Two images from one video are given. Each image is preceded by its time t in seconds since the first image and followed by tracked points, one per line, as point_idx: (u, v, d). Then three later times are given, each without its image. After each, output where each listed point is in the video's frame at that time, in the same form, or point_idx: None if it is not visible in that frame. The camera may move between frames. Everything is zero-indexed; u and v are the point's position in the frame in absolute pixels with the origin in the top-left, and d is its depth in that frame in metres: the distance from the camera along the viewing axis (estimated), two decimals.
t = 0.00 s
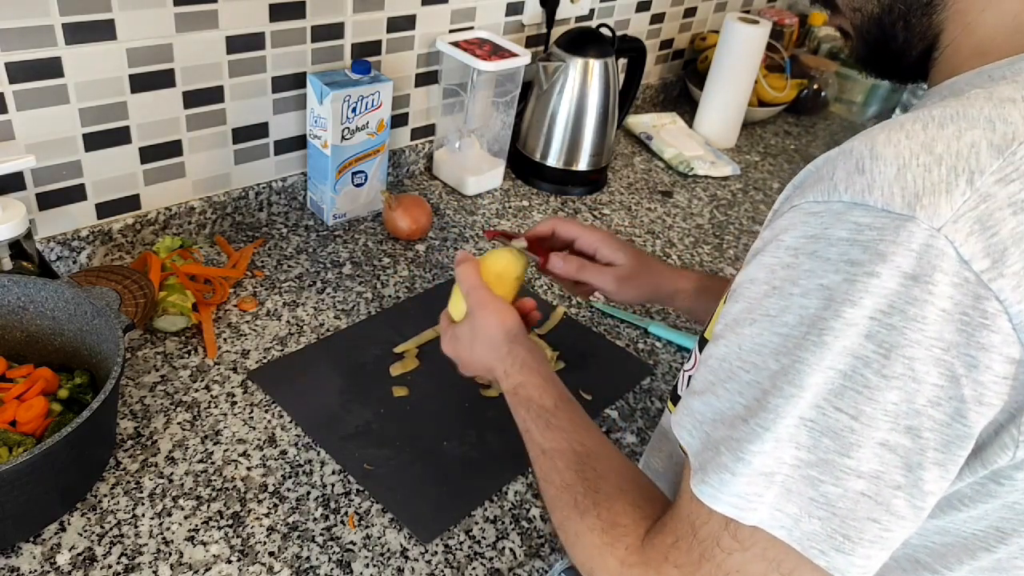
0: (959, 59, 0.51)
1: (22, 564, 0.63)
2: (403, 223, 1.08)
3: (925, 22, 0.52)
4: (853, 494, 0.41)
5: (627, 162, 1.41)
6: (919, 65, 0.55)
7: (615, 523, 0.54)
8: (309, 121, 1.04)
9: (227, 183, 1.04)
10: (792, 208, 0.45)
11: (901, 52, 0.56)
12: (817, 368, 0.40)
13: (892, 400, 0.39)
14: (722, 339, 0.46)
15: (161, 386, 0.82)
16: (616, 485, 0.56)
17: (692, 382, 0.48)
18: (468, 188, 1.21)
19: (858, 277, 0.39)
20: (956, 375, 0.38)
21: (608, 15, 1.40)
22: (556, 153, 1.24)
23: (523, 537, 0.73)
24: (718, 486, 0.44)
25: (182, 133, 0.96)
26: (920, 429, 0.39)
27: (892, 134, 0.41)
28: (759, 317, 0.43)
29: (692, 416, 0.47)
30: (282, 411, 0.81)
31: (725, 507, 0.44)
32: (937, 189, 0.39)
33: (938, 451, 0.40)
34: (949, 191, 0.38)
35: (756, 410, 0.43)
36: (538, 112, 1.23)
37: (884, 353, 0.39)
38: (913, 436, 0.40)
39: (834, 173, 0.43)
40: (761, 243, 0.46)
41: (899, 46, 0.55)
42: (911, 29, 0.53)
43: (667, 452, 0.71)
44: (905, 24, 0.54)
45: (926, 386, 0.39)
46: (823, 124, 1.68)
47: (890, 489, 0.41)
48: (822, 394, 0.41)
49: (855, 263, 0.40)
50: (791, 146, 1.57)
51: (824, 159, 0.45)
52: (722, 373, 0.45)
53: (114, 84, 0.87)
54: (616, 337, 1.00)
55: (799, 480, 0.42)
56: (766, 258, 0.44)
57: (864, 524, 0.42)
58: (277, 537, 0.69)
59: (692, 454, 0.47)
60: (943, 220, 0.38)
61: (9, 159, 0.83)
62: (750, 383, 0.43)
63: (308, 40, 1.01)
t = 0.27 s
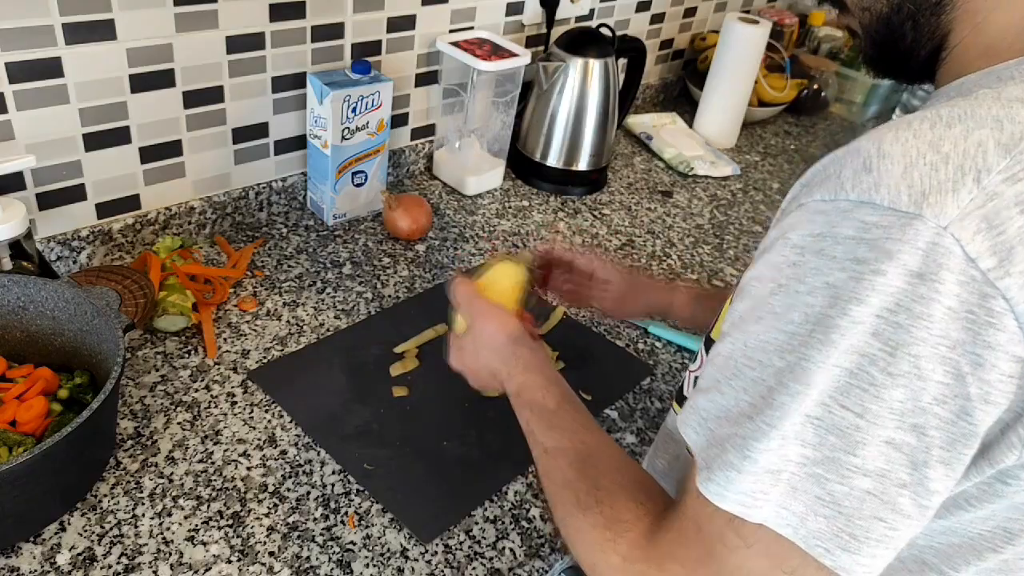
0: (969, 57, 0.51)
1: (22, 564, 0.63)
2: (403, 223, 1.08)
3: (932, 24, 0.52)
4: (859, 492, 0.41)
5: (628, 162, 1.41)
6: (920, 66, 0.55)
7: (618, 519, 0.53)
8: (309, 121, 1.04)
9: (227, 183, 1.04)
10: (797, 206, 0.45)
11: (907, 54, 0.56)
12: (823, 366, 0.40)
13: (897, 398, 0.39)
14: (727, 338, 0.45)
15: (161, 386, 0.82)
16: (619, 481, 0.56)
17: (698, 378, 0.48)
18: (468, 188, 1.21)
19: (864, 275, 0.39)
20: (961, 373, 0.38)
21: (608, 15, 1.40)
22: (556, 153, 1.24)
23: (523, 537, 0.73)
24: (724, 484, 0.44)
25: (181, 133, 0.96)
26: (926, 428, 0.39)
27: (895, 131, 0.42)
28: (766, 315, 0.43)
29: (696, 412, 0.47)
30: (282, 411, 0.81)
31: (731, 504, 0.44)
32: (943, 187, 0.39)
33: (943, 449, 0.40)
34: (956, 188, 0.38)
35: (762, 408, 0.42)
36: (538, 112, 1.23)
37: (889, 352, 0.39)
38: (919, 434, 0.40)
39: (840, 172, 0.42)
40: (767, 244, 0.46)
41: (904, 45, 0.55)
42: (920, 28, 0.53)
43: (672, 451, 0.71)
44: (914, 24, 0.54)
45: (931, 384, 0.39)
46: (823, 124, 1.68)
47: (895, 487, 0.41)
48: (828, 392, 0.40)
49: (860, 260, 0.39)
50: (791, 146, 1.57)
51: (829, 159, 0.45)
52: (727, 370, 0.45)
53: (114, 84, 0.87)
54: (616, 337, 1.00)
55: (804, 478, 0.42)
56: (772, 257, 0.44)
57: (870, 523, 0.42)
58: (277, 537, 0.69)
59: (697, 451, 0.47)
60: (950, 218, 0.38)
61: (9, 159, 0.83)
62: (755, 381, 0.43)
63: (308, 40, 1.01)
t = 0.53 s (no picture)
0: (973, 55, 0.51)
1: (22, 564, 0.63)
2: (403, 223, 1.08)
3: (935, 22, 0.52)
4: (861, 487, 0.41)
5: (627, 162, 1.41)
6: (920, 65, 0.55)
7: (621, 518, 0.54)
8: (309, 121, 1.04)
9: (227, 183, 1.04)
10: (801, 203, 0.45)
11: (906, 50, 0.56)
12: (827, 361, 0.40)
13: (901, 393, 0.39)
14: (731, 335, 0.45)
15: (161, 386, 0.82)
16: (622, 481, 0.57)
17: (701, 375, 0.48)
18: (468, 188, 1.21)
19: (868, 270, 0.39)
20: (965, 369, 0.38)
21: (608, 15, 1.40)
22: (556, 153, 1.24)
23: (523, 537, 0.73)
24: (727, 479, 0.44)
25: (181, 133, 0.96)
26: (928, 423, 0.39)
27: (900, 129, 0.42)
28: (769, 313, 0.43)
29: (700, 408, 0.47)
30: (282, 411, 0.81)
31: (734, 499, 0.44)
32: (947, 185, 0.39)
33: (946, 444, 0.40)
34: (961, 184, 0.39)
35: (765, 403, 0.42)
36: (538, 112, 1.23)
37: (893, 347, 0.39)
38: (921, 429, 0.40)
39: (845, 168, 0.43)
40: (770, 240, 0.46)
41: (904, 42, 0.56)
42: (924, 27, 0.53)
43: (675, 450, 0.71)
44: (918, 22, 0.53)
45: (935, 379, 0.39)
46: (823, 124, 1.68)
47: (897, 481, 0.41)
48: (832, 386, 0.40)
49: (863, 256, 0.40)
50: (791, 146, 1.57)
51: (834, 154, 0.45)
52: (730, 367, 0.45)
53: (114, 84, 0.87)
54: (616, 337, 1.00)
55: (806, 473, 0.42)
56: (776, 253, 0.44)
57: (872, 517, 0.42)
58: (277, 537, 0.69)
59: (701, 449, 0.47)
60: (954, 215, 0.38)
61: (9, 159, 0.83)
62: (759, 377, 0.43)
63: (308, 40, 1.01)
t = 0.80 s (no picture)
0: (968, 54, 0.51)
1: (22, 564, 0.63)
2: (403, 223, 1.08)
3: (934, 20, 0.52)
4: (852, 477, 0.40)
5: (628, 162, 1.41)
6: (918, 66, 0.55)
7: (609, 507, 0.52)
8: (309, 121, 1.04)
9: (228, 183, 1.04)
10: (797, 197, 0.44)
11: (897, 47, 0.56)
12: (820, 350, 0.39)
13: (892, 382, 0.38)
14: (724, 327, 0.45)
15: (161, 386, 0.82)
16: (610, 468, 0.54)
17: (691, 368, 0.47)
18: (468, 188, 1.21)
19: (862, 260, 0.38)
20: (956, 359, 0.38)
21: (608, 15, 1.40)
22: (556, 153, 1.24)
23: (522, 537, 0.73)
24: (718, 468, 0.42)
25: (182, 133, 0.96)
26: (919, 413, 0.39)
27: (898, 121, 0.41)
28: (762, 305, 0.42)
29: (691, 400, 0.46)
30: (283, 411, 0.81)
31: (724, 488, 0.42)
32: (942, 175, 0.38)
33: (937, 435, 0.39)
34: (954, 176, 0.38)
35: (757, 392, 0.41)
36: (538, 112, 1.23)
37: (886, 336, 0.38)
38: (912, 419, 0.39)
39: (841, 160, 0.42)
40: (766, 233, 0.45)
41: (899, 41, 0.55)
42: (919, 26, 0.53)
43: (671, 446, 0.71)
44: (917, 20, 0.53)
45: (926, 370, 0.38)
46: (823, 124, 1.68)
47: (889, 472, 0.40)
48: (825, 376, 0.39)
49: (858, 246, 0.39)
50: (791, 146, 1.57)
51: (829, 148, 0.44)
52: (722, 357, 0.44)
53: (114, 84, 0.87)
54: (616, 337, 1.00)
55: (797, 462, 0.41)
56: (772, 244, 0.43)
57: (862, 507, 0.41)
58: (277, 537, 0.69)
59: (691, 439, 0.46)
60: (947, 206, 0.38)
61: (10, 159, 0.83)
62: (751, 365, 0.42)
63: (309, 40, 1.01)
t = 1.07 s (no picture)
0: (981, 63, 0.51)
1: (22, 564, 0.63)
2: (403, 223, 1.08)
3: (953, 28, 0.51)
4: (878, 513, 0.41)
5: (627, 162, 1.41)
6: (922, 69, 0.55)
7: (636, 535, 0.53)
8: (309, 121, 1.04)
9: (227, 183, 1.04)
10: (817, 219, 0.45)
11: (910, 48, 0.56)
12: (844, 387, 0.40)
13: (919, 419, 0.40)
14: (744, 352, 0.45)
15: (161, 386, 0.82)
16: (639, 496, 0.56)
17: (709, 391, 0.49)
18: (468, 188, 1.21)
19: (889, 293, 0.39)
20: (987, 396, 0.39)
21: (608, 15, 1.40)
22: (556, 153, 1.24)
23: (522, 537, 0.73)
24: (741, 505, 0.44)
25: (181, 133, 0.96)
26: (949, 449, 0.40)
27: (919, 143, 0.42)
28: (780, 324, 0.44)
29: (711, 429, 0.47)
30: (282, 411, 0.81)
31: (747, 527, 0.44)
32: (970, 204, 0.39)
33: (967, 471, 0.40)
34: (983, 204, 0.39)
35: (782, 428, 0.43)
36: (538, 112, 1.23)
37: (914, 372, 0.39)
38: (941, 457, 0.40)
39: (861, 184, 0.42)
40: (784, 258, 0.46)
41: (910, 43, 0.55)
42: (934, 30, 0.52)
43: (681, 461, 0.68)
44: (933, 27, 0.52)
45: (955, 407, 0.39)
46: (823, 124, 1.68)
47: (916, 508, 0.41)
48: (851, 412, 0.41)
49: (882, 278, 0.40)
50: (791, 146, 1.57)
51: (849, 168, 0.45)
52: (741, 389, 0.45)
53: (114, 84, 0.87)
54: (616, 337, 1.00)
55: (821, 499, 0.42)
56: (790, 271, 0.44)
57: (889, 544, 0.42)
58: (277, 537, 0.69)
59: (712, 471, 0.47)
60: (976, 236, 0.38)
61: (9, 159, 0.83)
62: (774, 400, 0.43)
63: (308, 40, 1.01)
